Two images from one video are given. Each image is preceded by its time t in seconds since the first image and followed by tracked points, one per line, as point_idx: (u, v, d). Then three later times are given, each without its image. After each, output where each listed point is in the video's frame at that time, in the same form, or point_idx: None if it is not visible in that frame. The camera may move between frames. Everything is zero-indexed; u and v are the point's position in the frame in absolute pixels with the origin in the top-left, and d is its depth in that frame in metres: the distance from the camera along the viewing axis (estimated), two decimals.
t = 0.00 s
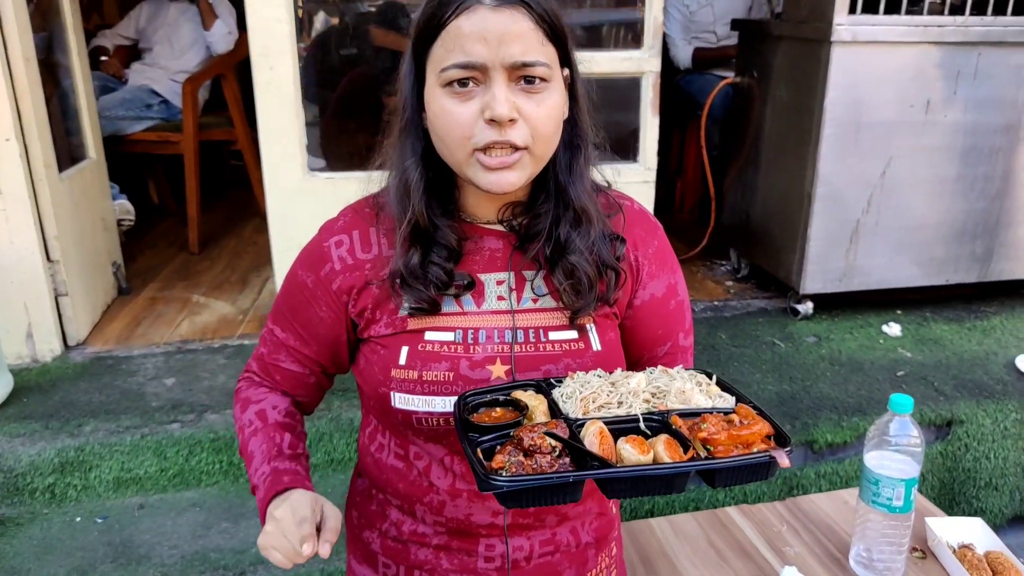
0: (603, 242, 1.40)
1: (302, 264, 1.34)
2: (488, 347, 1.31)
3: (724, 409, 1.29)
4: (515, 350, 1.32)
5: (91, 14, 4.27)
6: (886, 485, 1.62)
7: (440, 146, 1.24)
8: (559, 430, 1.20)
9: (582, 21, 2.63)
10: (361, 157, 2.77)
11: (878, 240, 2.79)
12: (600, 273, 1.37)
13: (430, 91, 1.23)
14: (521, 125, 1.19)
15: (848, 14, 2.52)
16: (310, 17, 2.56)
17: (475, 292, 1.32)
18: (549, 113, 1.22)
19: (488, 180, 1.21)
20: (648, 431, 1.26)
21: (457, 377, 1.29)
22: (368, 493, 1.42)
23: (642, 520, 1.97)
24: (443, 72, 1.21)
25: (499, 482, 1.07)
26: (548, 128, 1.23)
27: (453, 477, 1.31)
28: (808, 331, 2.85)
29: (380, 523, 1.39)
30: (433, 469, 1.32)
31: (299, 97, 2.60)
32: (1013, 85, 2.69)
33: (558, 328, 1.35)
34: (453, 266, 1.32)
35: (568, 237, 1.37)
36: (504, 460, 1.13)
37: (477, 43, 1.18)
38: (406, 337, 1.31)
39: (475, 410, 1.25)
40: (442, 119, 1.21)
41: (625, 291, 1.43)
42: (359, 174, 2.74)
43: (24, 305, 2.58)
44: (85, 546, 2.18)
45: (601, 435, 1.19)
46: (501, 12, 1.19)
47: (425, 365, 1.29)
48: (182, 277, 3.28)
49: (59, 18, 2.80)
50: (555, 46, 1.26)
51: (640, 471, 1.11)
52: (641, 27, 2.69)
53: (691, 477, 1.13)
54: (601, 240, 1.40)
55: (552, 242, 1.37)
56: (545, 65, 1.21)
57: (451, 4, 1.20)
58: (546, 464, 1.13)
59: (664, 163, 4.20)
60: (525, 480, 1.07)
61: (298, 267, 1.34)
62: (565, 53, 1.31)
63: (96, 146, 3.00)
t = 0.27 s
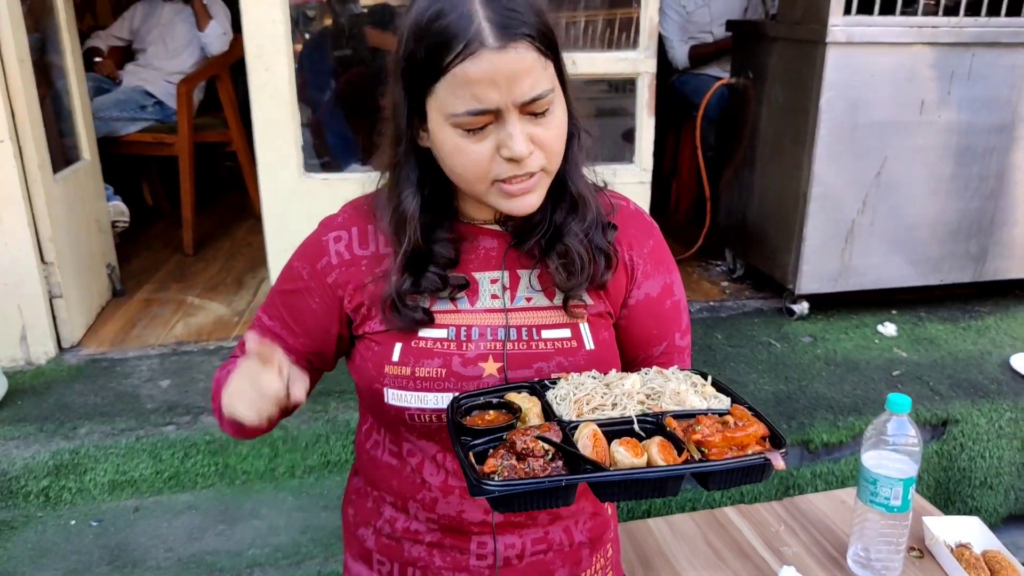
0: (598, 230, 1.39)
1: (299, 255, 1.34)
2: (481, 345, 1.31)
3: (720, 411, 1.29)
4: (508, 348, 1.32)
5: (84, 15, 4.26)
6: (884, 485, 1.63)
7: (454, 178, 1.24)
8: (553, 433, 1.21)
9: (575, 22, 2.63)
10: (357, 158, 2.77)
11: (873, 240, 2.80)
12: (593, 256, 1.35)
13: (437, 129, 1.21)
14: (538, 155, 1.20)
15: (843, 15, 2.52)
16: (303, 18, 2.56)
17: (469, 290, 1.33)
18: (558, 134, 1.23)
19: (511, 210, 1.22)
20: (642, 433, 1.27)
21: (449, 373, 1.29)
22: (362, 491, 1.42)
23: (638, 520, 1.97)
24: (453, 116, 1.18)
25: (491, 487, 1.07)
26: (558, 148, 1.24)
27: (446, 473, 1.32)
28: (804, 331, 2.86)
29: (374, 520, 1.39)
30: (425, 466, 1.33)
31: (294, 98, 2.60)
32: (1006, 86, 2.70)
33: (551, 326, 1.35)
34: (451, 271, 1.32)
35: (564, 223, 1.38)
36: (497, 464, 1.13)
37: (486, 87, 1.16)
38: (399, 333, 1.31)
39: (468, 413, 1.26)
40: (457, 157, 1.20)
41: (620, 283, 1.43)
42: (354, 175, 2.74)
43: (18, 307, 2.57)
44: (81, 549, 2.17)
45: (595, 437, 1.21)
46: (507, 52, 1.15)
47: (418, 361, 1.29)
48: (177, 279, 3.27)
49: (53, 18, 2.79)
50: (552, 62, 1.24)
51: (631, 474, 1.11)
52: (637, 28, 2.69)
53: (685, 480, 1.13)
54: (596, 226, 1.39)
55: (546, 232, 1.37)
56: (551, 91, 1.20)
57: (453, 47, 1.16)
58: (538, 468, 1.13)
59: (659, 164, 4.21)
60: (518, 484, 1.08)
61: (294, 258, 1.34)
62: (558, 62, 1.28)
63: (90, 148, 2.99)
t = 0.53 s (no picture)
0: (592, 240, 1.40)
1: (296, 258, 1.34)
2: (478, 351, 1.30)
3: (711, 407, 1.27)
4: (505, 354, 1.32)
5: (77, 18, 4.25)
6: (881, 485, 1.64)
7: (438, 145, 1.24)
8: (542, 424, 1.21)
9: (568, 24, 2.62)
10: (352, 161, 2.77)
11: (868, 240, 2.80)
12: (590, 270, 1.37)
13: (426, 89, 1.23)
14: (521, 121, 1.20)
15: (836, 16, 2.52)
16: (299, 20, 2.55)
17: (465, 296, 1.32)
18: (546, 108, 1.23)
19: (489, 176, 1.21)
20: (631, 427, 1.26)
21: (445, 380, 1.28)
22: (361, 493, 1.42)
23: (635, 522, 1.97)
24: (442, 69, 1.21)
25: (476, 472, 1.07)
26: (547, 124, 1.23)
27: (444, 477, 1.32)
28: (799, 332, 2.86)
29: (373, 522, 1.39)
30: (423, 470, 1.32)
31: (288, 100, 2.59)
32: (999, 86, 2.71)
33: (547, 332, 1.35)
34: (445, 270, 1.32)
35: (556, 234, 1.37)
36: (484, 452, 1.14)
37: (475, 39, 1.19)
38: (396, 340, 1.30)
39: (458, 406, 1.25)
40: (441, 115, 1.21)
41: (616, 291, 1.43)
42: (348, 177, 2.74)
43: (13, 311, 2.56)
44: (76, 554, 2.16)
45: (583, 430, 1.20)
46: (499, 8, 1.19)
47: (414, 368, 1.28)
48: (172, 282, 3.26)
49: (46, 21, 2.78)
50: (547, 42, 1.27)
51: (618, 464, 1.11)
52: (631, 30, 2.70)
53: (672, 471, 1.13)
54: (590, 237, 1.40)
55: (541, 240, 1.37)
56: (540, 61, 1.22)
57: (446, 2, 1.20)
58: (525, 457, 1.14)
59: (653, 166, 4.22)
60: (503, 470, 1.08)
61: (289, 261, 1.34)
62: (556, 53, 1.32)
63: (84, 151, 2.99)
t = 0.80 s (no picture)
0: (589, 239, 1.40)
1: (289, 259, 1.33)
2: (475, 349, 1.30)
3: (710, 407, 1.29)
4: (501, 352, 1.32)
5: (69, 16, 4.22)
6: (872, 490, 1.65)
7: (434, 144, 1.24)
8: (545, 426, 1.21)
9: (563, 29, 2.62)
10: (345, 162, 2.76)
11: (859, 247, 2.82)
12: (587, 268, 1.37)
13: (424, 89, 1.23)
14: (517, 124, 1.20)
15: (829, 23, 2.54)
16: (293, 23, 2.55)
17: (463, 293, 1.32)
18: (543, 112, 1.23)
19: (483, 177, 1.21)
20: (633, 429, 1.27)
21: (443, 378, 1.29)
22: (353, 496, 1.41)
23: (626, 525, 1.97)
24: (439, 70, 1.20)
25: (484, 477, 1.07)
26: (542, 128, 1.23)
27: (437, 478, 1.31)
28: (790, 337, 2.87)
29: (365, 525, 1.38)
30: (417, 470, 1.31)
31: (282, 101, 2.59)
32: (989, 94, 2.73)
33: (543, 330, 1.35)
34: (440, 265, 1.32)
35: (554, 232, 1.38)
36: (489, 456, 1.13)
37: (474, 42, 1.19)
38: (393, 337, 1.30)
39: (460, 410, 1.24)
40: (437, 116, 1.21)
41: (611, 291, 1.44)
42: (341, 178, 2.73)
43: (1, 311, 2.54)
44: (63, 556, 2.15)
45: (587, 432, 1.20)
46: (499, 13, 1.20)
47: (412, 365, 1.28)
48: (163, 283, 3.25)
49: (38, 20, 2.77)
50: (546, 47, 1.27)
51: (623, 465, 1.11)
52: (625, 34, 2.70)
53: (676, 473, 1.14)
54: (586, 236, 1.41)
55: (538, 239, 1.37)
56: (538, 65, 1.22)
57: (447, 4, 1.20)
58: (531, 461, 1.14)
59: (645, 170, 4.23)
60: (510, 475, 1.07)
61: (283, 262, 1.33)
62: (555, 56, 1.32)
63: (74, 150, 2.97)
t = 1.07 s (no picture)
0: (578, 249, 1.36)
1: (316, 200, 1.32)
2: (464, 341, 1.30)
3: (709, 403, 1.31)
4: (490, 347, 1.32)
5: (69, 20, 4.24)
6: (868, 497, 1.64)
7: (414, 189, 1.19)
8: (548, 422, 1.22)
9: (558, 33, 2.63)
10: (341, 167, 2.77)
11: (856, 252, 2.81)
12: (576, 278, 1.35)
13: (404, 136, 1.16)
14: (496, 180, 1.14)
15: (825, 28, 2.54)
16: (290, 26, 2.55)
17: (457, 289, 1.32)
18: (525, 164, 1.16)
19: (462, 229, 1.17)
20: (634, 425, 1.28)
21: (432, 367, 1.29)
22: (343, 490, 1.40)
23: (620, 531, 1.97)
24: (417, 124, 1.13)
25: (491, 472, 1.07)
26: (521, 178, 1.17)
27: (421, 472, 1.31)
28: (787, 342, 2.87)
29: (354, 520, 1.37)
30: (401, 464, 1.31)
31: (279, 105, 2.59)
32: (986, 100, 2.73)
33: (532, 328, 1.35)
34: (446, 263, 1.31)
35: (542, 252, 1.33)
36: (494, 452, 1.14)
37: (452, 102, 1.10)
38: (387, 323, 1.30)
39: (461, 409, 1.25)
40: (415, 167, 1.15)
41: (599, 295, 1.42)
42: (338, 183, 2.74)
43: None
44: (58, 559, 2.15)
45: (589, 428, 1.22)
46: (478, 75, 1.10)
47: (403, 352, 1.29)
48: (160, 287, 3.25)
49: (37, 24, 2.78)
50: (531, 93, 1.18)
51: (630, 460, 1.12)
52: (621, 40, 2.71)
53: (680, 466, 1.15)
54: (576, 246, 1.37)
55: (525, 254, 1.34)
56: (520, 119, 1.14)
57: (427, 59, 1.11)
58: (536, 456, 1.15)
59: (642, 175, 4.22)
60: (517, 469, 1.08)
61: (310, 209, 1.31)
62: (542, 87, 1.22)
63: (72, 154, 2.98)
